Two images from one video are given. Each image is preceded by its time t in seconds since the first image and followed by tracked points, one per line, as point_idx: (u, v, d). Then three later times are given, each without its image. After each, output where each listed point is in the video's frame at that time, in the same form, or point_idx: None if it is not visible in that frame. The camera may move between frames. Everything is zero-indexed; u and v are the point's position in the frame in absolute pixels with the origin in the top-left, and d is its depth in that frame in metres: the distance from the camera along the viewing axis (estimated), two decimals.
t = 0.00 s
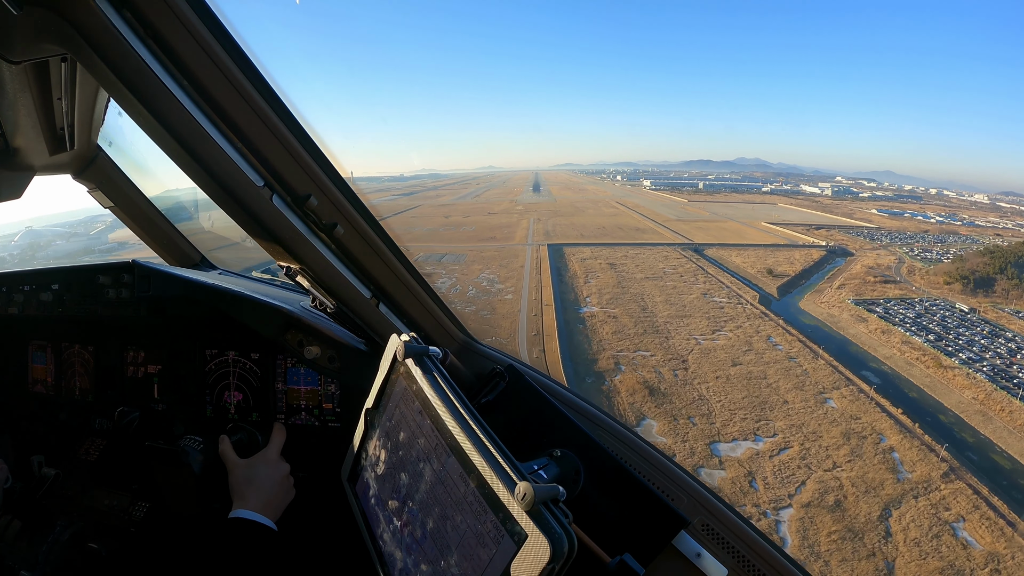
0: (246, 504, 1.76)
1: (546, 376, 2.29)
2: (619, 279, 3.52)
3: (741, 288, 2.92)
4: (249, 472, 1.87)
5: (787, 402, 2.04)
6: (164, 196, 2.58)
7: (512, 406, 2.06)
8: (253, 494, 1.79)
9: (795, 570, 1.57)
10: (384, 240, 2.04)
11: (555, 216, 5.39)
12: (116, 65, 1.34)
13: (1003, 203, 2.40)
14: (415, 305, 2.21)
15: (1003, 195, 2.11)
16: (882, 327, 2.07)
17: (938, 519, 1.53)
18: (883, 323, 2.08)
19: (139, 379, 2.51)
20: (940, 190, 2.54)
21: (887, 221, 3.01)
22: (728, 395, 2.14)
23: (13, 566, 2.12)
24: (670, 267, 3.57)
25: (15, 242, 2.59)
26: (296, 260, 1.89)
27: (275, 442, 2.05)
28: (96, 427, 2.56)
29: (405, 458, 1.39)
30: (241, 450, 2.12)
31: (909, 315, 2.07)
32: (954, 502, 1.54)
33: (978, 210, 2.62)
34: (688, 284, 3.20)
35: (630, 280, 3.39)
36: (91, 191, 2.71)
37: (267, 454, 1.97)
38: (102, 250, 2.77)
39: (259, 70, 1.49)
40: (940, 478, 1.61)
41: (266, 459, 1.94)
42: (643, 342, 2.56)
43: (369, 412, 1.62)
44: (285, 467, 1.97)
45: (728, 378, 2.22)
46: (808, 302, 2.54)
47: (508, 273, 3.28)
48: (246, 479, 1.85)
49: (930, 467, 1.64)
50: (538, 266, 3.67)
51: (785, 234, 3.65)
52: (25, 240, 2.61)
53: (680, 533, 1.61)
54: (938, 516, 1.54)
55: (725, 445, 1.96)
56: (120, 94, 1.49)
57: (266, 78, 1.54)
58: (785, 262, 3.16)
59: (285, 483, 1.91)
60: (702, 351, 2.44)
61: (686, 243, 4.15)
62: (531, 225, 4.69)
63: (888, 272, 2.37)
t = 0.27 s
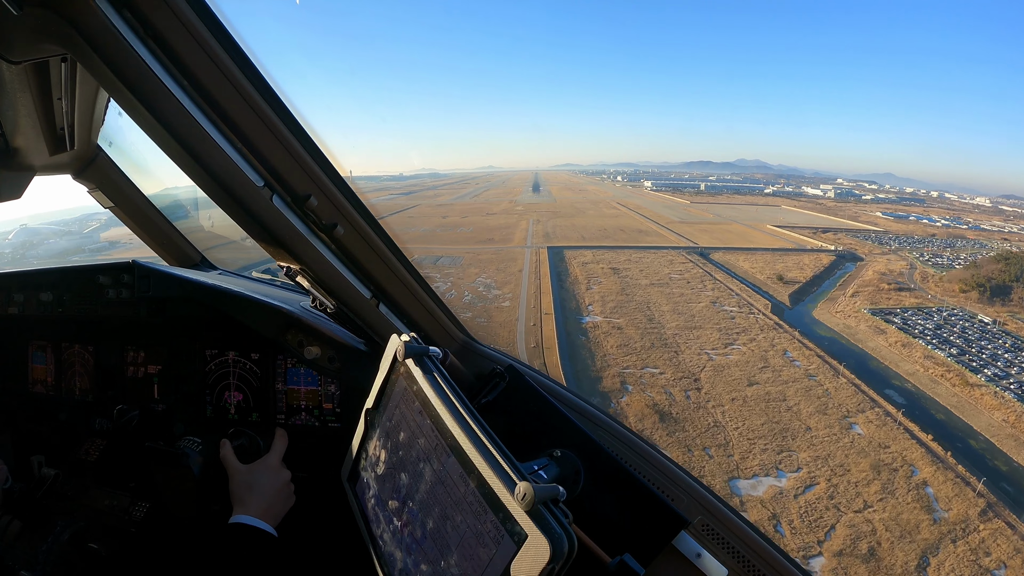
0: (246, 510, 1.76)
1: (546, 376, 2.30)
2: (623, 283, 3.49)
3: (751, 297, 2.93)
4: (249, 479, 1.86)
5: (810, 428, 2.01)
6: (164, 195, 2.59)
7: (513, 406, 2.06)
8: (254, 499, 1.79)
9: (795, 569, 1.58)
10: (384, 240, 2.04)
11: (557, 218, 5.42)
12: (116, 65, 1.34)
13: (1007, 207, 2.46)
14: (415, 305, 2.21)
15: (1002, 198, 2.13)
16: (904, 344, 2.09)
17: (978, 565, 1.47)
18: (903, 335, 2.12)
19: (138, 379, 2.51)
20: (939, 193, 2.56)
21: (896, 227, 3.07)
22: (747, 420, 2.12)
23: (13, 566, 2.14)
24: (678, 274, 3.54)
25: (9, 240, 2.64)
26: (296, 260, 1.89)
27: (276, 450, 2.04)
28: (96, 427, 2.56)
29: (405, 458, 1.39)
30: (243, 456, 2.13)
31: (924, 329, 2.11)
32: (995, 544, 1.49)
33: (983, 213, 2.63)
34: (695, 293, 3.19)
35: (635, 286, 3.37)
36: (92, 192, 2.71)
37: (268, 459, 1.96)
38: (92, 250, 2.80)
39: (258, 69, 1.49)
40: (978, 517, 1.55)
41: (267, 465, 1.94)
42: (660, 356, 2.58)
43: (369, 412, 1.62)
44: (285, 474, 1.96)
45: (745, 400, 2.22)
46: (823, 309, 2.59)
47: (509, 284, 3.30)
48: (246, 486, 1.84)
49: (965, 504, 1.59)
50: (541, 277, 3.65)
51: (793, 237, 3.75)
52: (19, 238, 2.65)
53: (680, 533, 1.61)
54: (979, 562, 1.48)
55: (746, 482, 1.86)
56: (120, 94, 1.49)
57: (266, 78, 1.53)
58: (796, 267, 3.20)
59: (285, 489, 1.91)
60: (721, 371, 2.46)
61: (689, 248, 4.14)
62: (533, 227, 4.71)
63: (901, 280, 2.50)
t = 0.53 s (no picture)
0: (246, 505, 1.76)
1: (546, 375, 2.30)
2: (627, 289, 3.43)
3: (763, 306, 2.80)
4: (250, 475, 1.86)
5: (839, 459, 1.81)
6: (164, 196, 2.59)
7: (513, 406, 2.06)
8: (254, 495, 1.79)
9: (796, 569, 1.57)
10: (384, 240, 2.04)
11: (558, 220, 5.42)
12: (117, 66, 1.34)
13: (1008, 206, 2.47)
14: (415, 305, 2.21)
15: (1004, 200, 2.13)
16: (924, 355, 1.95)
17: None
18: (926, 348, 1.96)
19: (139, 379, 2.51)
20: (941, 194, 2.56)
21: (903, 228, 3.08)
22: (769, 451, 1.91)
23: (14, 566, 2.13)
24: (684, 277, 3.45)
25: None
26: (296, 260, 1.89)
27: (275, 443, 2.04)
28: (96, 427, 2.56)
29: (406, 458, 1.39)
30: (243, 450, 2.13)
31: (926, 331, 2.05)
32: None
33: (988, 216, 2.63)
34: (704, 298, 3.06)
35: (639, 292, 3.30)
36: (91, 192, 2.71)
37: (268, 455, 1.97)
38: (81, 251, 2.81)
39: (259, 69, 1.49)
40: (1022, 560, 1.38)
41: (266, 459, 1.93)
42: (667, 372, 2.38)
43: (369, 412, 1.62)
44: (286, 469, 1.96)
45: (766, 426, 2.02)
46: (840, 321, 2.40)
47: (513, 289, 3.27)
48: (246, 482, 1.84)
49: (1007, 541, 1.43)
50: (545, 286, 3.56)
51: (803, 240, 3.70)
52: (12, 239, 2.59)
53: (680, 533, 1.61)
54: None
55: (772, 525, 1.69)
56: (120, 94, 1.49)
57: (266, 78, 1.53)
58: (810, 273, 3.04)
59: (285, 483, 1.91)
60: (737, 388, 2.26)
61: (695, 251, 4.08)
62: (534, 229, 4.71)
63: (916, 285, 2.34)
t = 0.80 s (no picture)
0: (247, 507, 1.75)
1: (545, 373, 2.32)
2: (634, 296, 3.53)
3: (776, 315, 2.95)
4: (250, 479, 1.85)
5: (872, 494, 1.76)
6: (164, 195, 2.59)
7: (512, 406, 2.06)
8: (254, 499, 1.78)
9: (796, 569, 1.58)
10: (384, 239, 2.04)
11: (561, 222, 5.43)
12: (116, 66, 1.34)
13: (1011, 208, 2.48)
14: (415, 305, 2.21)
15: (1003, 199, 2.15)
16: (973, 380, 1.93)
17: None
18: (951, 360, 2.09)
19: (138, 378, 2.51)
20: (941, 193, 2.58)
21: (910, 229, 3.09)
22: (798, 480, 1.86)
23: (14, 565, 2.14)
24: (695, 285, 3.59)
25: None
26: (296, 260, 1.89)
27: (277, 448, 2.03)
28: (96, 427, 2.57)
29: (405, 458, 1.39)
30: (245, 454, 2.14)
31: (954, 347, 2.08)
32: None
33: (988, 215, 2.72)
34: (716, 306, 3.17)
35: (649, 299, 3.42)
36: (92, 192, 2.71)
37: (269, 458, 1.95)
38: (72, 254, 2.77)
39: (259, 69, 1.49)
40: None
41: (268, 463, 1.93)
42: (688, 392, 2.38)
43: (369, 412, 1.62)
44: (286, 473, 1.95)
45: (792, 456, 1.99)
46: (859, 326, 2.59)
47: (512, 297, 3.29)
48: (247, 485, 1.83)
49: None
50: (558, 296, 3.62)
51: (815, 243, 3.99)
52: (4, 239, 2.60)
53: (680, 533, 1.61)
54: None
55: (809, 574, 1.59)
56: (120, 93, 1.49)
57: (266, 78, 1.53)
58: (820, 277, 3.35)
59: (286, 486, 1.90)
60: (759, 409, 2.28)
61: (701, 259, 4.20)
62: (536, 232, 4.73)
63: (932, 291, 2.54)
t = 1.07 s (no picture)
0: (246, 501, 1.76)
1: (545, 373, 2.32)
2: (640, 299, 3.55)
3: (795, 324, 2.87)
4: (248, 471, 1.87)
5: (913, 536, 1.61)
6: (164, 196, 2.58)
7: (512, 406, 2.06)
8: (252, 492, 1.79)
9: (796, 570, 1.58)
10: (384, 239, 2.04)
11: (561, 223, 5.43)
12: (117, 66, 1.34)
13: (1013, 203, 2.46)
14: (415, 305, 2.21)
15: (1005, 196, 2.14)
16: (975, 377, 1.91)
17: None
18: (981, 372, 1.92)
19: (139, 379, 2.51)
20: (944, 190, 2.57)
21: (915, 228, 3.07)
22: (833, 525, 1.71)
23: (13, 565, 2.15)
24: (703, 288, 3.66)
25: None
26: (296, 260, 1.89)
27: (274, 439, 2.05)
28: (96, 427, 2.56)
29: (405, 458, 1.39)
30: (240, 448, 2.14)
31: (959, 346, 2.05)
32: None
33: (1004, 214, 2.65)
34: (728, 315, 3.18)
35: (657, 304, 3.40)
36: (91, 192, 2.71)
37: (266, 451, 1.97)
38: (64, 258, 2.71)
39: (259, 70, 1.49)
40: None
41: (265, 456, 1.94)
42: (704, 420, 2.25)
43: (369, 412, 1.62)
44: (284, 464, 1.97)
45: (823, 494, 1.81)
46: (880, 335, 2.42)
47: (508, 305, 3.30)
48: (244, 478, 1.84)
49: None
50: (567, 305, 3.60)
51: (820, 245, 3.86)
52: None
53: (680, 533, 1.61)
54: None
55: None
56: (120, 94, 1.49)
57: (266, 78, 1.53)
58: (832, 280, 3.21)
59: (285, 479, 1.92)
60: (784, 435, 2.08)
61: (708, 262, 4.23)
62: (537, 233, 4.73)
63: (950, 295, 2.37)
